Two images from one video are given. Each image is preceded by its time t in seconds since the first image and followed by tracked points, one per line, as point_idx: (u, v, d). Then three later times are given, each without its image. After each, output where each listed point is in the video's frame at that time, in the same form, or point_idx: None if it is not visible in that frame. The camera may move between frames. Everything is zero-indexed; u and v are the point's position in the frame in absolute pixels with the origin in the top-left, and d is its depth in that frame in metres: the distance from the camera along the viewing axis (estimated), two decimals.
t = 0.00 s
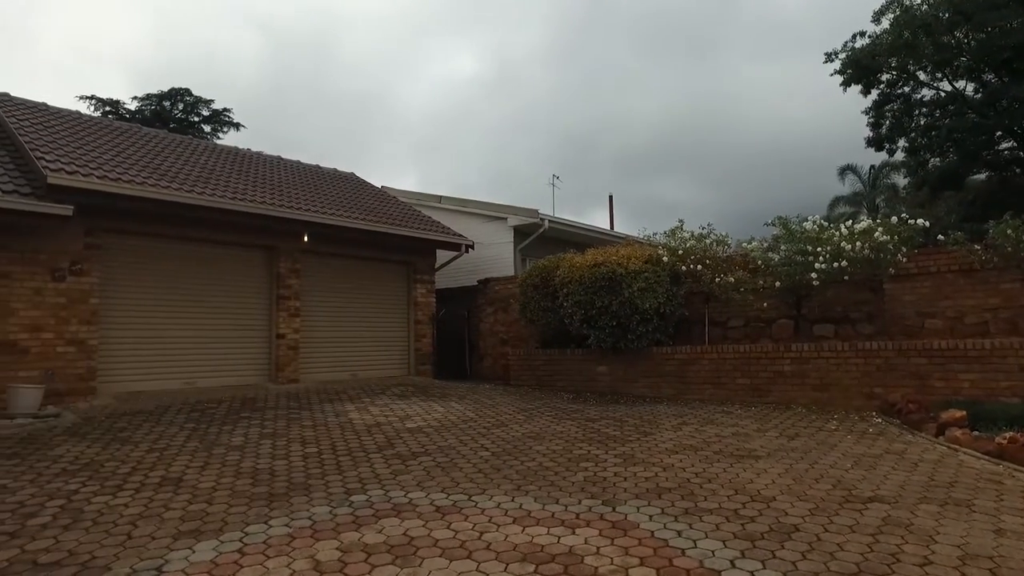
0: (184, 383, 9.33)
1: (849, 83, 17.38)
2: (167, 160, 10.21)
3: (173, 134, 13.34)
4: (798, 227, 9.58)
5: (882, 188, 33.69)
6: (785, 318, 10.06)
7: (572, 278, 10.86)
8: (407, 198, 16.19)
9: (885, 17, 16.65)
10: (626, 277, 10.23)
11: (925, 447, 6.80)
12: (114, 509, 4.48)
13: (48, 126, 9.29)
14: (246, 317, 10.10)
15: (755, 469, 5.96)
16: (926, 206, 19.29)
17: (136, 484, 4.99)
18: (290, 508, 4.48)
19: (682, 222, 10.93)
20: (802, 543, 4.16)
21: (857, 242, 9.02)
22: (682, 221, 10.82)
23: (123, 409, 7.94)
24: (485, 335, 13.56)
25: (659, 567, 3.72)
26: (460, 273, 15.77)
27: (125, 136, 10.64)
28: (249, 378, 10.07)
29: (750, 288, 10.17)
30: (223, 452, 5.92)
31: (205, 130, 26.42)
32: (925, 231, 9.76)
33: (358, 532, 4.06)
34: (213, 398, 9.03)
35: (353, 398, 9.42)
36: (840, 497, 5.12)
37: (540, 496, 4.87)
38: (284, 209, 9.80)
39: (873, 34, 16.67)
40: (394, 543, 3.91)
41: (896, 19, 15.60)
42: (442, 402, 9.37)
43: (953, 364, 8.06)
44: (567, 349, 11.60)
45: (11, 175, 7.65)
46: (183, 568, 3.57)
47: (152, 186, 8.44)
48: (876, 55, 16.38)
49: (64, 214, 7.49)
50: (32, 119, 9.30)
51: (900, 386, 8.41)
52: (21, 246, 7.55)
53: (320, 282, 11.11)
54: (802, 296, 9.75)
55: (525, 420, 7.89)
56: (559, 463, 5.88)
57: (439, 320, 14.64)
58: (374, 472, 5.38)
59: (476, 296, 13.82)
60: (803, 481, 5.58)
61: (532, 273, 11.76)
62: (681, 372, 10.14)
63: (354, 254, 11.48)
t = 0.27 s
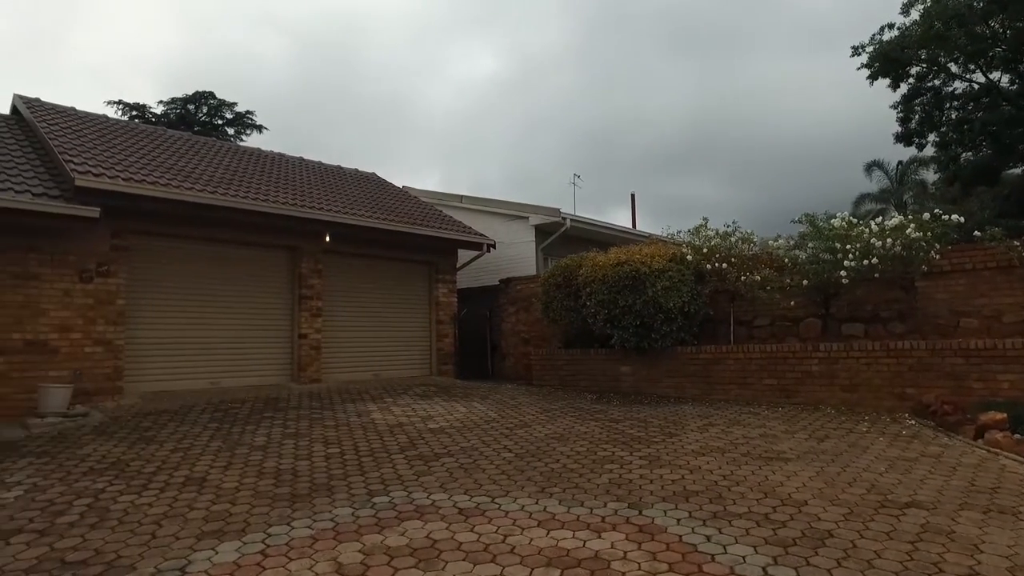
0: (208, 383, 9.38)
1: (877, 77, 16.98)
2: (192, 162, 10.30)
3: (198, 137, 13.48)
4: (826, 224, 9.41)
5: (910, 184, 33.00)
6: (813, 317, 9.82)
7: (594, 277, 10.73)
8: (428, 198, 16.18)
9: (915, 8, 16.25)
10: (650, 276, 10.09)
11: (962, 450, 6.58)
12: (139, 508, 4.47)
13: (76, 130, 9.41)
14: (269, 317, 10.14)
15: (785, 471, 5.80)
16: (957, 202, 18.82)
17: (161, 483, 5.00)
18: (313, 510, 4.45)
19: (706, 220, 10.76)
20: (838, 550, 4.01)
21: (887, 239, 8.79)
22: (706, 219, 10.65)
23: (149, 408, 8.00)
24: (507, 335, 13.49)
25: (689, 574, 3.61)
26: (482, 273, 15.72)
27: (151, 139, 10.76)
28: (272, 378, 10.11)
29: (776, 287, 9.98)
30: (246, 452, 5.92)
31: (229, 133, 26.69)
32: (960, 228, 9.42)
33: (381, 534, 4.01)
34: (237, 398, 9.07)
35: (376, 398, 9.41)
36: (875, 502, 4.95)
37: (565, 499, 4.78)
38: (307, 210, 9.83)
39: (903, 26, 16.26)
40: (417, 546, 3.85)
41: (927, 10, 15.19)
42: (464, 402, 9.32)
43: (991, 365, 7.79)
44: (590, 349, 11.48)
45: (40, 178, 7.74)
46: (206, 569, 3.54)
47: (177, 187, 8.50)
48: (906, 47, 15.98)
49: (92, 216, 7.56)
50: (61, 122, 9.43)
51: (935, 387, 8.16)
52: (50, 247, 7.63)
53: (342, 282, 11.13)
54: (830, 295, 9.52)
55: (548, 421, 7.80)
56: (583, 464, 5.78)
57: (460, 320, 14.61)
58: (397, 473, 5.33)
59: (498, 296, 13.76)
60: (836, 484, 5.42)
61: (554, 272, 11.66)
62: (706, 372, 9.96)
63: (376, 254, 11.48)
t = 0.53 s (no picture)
0: (236, 383, 9.46)
1: (912, 68, 16.49)
2: (220, 164, 10.41)
3: (227, 140, 13.65)
4: (860, 220, 9.16)
5: (946, 179, 32.12)
6: (846, 315, 9.56)
7: (622, 276, 10.59)
8: (453, 198, 16.17)
9: None
10: (678, 275, 9.93)
11: (1008, 455, 6.32)
12: (168, 507, 4.47)
13: (108, 134, 9.57)
14: (296, 317, 10.19)
15: (821, 475, 5.62)
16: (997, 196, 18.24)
17: (189, 483, 5.01)
18: (339, 511, 4.41)
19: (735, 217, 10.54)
20: (881, 559, 3.84)
21: (926, 235, 8.45)
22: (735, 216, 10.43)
23: (179, 408, 8.09)
24: (533, 335, 13.40)
25: None
26: (507, 273, 15.66)
27: (181, 142, 10.90)
28: (299, 378, 10.16)
29: (809, 284, 9.74)
30: (272, 453, 5.92)
31: (257, 136, 27.04)
32: (1001, 221, 9.09)
33: (408, 537, 3.96)
34: (265, 398, 9.13)
35: (402, 399, 9.39)
36: (918, 508, 4.75)
37: (594, 502, 4.68)
38: (333, 210, 9.86)
39: (939, 15, 15.77)
40: (444, 550, 3.79)
41: None
42: (491, 403, 9.25)
43: None
44: (617, 348, 11.33)
45: (72, 181, 7.87)
46: (232, 571, 3.51)
47: (205, 189, 8.58)
48: (943, 36, 15.49)
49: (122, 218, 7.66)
50: (93, 126, 9.59)
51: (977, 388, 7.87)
52: (83, 249, 7.75)
53: (368, 283, 11.17)
54: (865, 293, 9.27)
55: (575, 422, 7.70)
56: (612, 466, 5.67)
57: (486, 319, 14.56)
58: (423, 475, 5.28)
59: (524, 295, 13.68)
60: (875, 489, 5.23)
61: (580, 271, 11.55)
62: (737, 373, 9.75)
63: (401, 254, 11.48)
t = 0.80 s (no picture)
0: (270, 383, 9.57)
1: (957, 57, 15.90)
2: (253, 166, 10.53)
3: (260, 143, 13.83)
4: (903, 216, 8.84)
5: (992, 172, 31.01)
6: (888, 314, 9.15)
7: (654, 275, 10.41)
8: (483, 197, 16.14)
9: None
10: (712, 274, 9.72)
11: None
12: (202, 507, 4.49)
13: (145, 138, 9.74)
14: (328, 318, 10.26)
15: (867, 481, 5.41)
16: None
17: (223, 483, 5.03)
18: (370, 514, 4.37)
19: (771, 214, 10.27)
20: (935, 572, 3.63)
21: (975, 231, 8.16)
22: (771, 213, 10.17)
23: (213, 408, 8.19)
24: (565, 335, 13.28)
25: None
26: (538, 272, 15.57)
27: (214, 145, 11.05)
28: (331, 378, 10.23)
29: (849, 283, 9.45)
30: (304, 453, 5.93)
31: (289, 138, 27.41)
32: None
33: (439, 542, 3.89)
34: (298, 399, 9.20)
35: (433, 399, 9.36)
36: (972, 519, 4.52)
37: (629, 507, 4.56)
38: (364, 211, 9.89)
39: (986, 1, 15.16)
40: (475, 555, 3.71)
41: None
42: (522, 404, 9.17)
43: None
44: (650, 348, 11.15)
45: (110, 185, 8.01)
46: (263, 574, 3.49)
47: (238, 191, 8.68)
48: (990, 23, 14.88)
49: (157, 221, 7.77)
50: (130, 131, 9.77)
51: None
52: (121, 252, 7.89)
53: (399, 283, 11.19)
54: (909, 291, 8.93)
55: (608, 423, 7.57)
56: (647, 470, 5.54)
57: (517, 319, 14.50)
58: (454, 477, 5.23)
59: (555, 295, 13.57)
60: (925, 497, 5.00)
61: (611, 271, 11.40)
62: (774, 373, 9.50)
63: (432, 254, 11.47)
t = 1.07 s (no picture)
0: (310, 383, 9.67)
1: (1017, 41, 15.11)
2: (292, 168, 10.68)
3: (300, 146, 14.03)
4: (960, 209, 8.40)
5: None
6: (944, 313, 8.82)
7: (696, 273, 10.19)
8: (520, 196, 16.08)
9: None
10: (755, 271, 9.46)
11: None
12: (243, 506, 4.52)
13: (189, 143, 9.96)
14: (367, 317, 10.34)
15: (925, 488, 5.14)
16: None
17: (265, 482, 5.07)
18: (409, 515, 4.34)
19: (816, 209, 9.94)
20: None
21: None
22: (817, 208, 9.87)
23: (256, 407, 8.31)
24: (604, 334, 13.12)
25: None
26: (576, 271, 15.44)
27: (255, 149, 11.25)
28: (370, 378, 10.30)
29: (900, 279, 9.09)
30: (344, 453, 5.95)
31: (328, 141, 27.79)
32: None
33: (478, 545, 3.84)
34: (338, 399, 9.28)
35: (471, 400, 9.32)
36: None
37: (672, 511, 4.43)
38: (401, 211, 9.93)
39: None
40: (514, 559, 3.65)
41: None
42: (561, 404, 9.06)
43: None
44: (691, 348, 10.92)
45: (155, 189, 8.19)
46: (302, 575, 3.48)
47: (278, 193, 8.79)
48: None
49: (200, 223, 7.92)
50: (175, 136, 10.01)
51: None
52: (166, 254, 8.07)
53: (437, 283, 11.20)
54: (966, 288, 8.52)
55: (650, 424, 7.42)
56: (690, 472, 5.38)
57: (556, 319, 14.41)
58: (493, 479, 5.17)
59: (594, 294, 13.43)
60: (990, 507, 4.72)
61: (651, 269, 11.20)
62: (821, 374, 9.19)
63: (470, 254, 11.46)
